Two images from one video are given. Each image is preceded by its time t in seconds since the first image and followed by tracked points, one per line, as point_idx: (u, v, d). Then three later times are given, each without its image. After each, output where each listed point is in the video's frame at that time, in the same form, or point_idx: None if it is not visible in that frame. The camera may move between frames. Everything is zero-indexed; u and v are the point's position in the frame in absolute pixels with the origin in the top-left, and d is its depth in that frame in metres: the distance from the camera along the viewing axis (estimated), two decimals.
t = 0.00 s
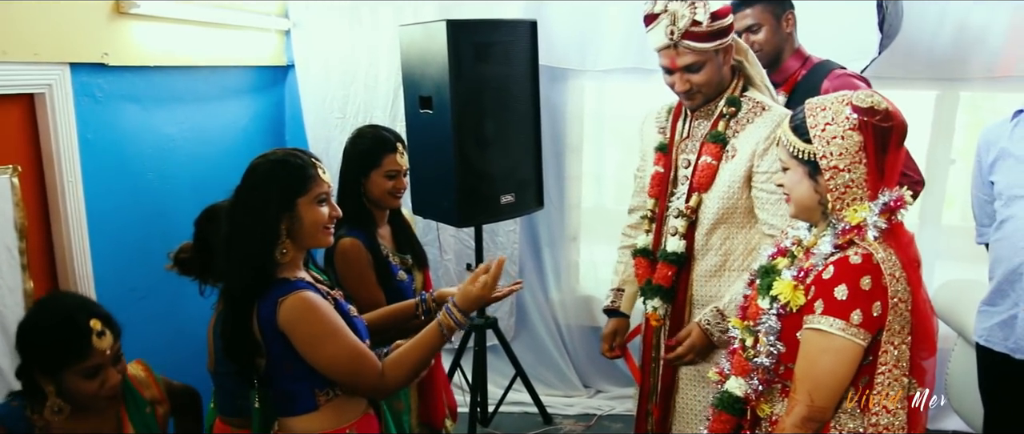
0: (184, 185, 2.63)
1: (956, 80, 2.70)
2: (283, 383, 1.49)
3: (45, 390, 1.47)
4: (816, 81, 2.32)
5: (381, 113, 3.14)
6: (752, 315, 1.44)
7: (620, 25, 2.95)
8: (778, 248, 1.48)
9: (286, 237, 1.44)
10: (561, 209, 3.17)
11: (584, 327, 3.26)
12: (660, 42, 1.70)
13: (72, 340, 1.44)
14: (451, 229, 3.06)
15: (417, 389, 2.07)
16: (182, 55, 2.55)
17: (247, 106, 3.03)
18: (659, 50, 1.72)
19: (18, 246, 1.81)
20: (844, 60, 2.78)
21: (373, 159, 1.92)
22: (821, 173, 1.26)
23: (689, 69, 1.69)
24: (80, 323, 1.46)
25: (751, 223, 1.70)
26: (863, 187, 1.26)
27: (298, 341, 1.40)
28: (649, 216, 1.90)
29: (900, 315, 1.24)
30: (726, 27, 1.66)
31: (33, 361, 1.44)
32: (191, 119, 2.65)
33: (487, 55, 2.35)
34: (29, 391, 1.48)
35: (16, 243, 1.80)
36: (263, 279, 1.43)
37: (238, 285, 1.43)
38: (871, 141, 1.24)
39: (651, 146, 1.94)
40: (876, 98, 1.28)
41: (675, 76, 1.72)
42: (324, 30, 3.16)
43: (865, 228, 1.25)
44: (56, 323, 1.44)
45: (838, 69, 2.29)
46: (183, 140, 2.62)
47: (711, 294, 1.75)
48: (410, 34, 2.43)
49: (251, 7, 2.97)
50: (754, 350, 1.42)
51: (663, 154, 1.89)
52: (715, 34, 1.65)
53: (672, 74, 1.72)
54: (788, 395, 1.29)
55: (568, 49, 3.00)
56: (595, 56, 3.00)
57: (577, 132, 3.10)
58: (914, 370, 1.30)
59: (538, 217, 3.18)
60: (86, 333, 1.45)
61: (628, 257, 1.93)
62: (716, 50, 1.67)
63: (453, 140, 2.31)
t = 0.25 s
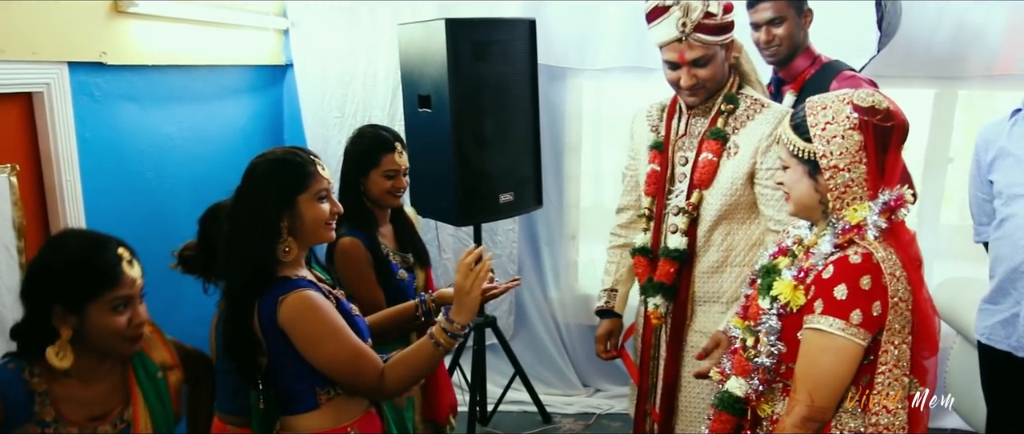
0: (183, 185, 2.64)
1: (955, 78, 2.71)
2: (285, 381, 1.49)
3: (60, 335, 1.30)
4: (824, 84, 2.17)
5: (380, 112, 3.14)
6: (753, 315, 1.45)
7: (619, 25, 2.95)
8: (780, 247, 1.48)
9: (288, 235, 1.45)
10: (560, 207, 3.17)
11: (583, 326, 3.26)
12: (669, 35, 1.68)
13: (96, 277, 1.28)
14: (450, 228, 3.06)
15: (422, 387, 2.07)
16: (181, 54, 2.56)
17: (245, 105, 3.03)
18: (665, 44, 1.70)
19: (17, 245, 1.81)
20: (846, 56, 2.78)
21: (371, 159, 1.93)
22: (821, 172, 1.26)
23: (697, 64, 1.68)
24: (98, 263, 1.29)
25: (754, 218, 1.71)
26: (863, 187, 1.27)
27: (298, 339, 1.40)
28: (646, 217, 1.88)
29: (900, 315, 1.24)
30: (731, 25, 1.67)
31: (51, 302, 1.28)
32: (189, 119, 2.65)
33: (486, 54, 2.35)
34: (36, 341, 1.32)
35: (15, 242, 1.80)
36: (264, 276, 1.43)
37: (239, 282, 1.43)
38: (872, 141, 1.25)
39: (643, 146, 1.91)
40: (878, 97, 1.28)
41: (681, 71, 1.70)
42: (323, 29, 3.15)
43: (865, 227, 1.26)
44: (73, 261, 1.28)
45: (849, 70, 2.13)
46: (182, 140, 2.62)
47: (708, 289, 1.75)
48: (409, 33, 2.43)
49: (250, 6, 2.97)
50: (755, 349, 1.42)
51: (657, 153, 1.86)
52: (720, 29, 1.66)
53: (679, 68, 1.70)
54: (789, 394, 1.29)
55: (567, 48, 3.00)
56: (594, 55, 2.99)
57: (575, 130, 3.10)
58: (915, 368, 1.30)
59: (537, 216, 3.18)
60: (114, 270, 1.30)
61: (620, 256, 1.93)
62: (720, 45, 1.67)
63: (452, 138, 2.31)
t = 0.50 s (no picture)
0: (180, 185, 2.64)
1: (951, 78, 2.71)
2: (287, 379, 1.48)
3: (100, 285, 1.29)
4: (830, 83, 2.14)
5: (377, 111, 3.14)
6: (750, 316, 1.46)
7: (616, 24, 2.95)
8: (778, 247, 1.49)
9: (285, 233, 1.45)
10: (558, 207, 3.17)
11: (581, 325, 3.26)
12: (670, 29, 1.68)
13: (139, 220, 1.28)
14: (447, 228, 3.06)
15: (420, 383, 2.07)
16: (176, 54, 2.56)
17: (243, 105, 3.03)
18: (666, 38, 1.70)
19: (14, 245, 1.81)
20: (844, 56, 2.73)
21: (367, 159, 1.92)
22: (818, 173, 1.27)
23: (698, 59, 1.68)
24: (139, 208, 1.29)
25: (756, 214, 1.73)
26: (860, 188, 1.27)
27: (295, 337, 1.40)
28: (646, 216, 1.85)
29: (897, 315, 1.24)
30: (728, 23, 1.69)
31: (91, 250, 1.26)
32: (186, 118, 2.66)
33: (483, 54, 2.35)
34: (70, 295, 1.29)
35: (12, 243, 1.80)
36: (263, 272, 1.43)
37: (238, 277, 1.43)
38: (869, 141, 1.25)
39: (635, 148, 1.89)
40: (876, 98, 1.28)
41: (681, 66, 1.69)
42: (320, 28, 3.16)
43: (862, 228, 1.26)
44: (115, 207, 1.27)
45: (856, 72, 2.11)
46: (179, 139, 2.62)
47: (711, 286, 1.75)
48: (407, 33, 2.43)
49: (247, 6, 2.97)
50: (753, 350, 1.43)
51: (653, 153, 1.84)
52: (718, 24, 1.66)
53: (678, 63, 1.70)
54: (786, 396, 1.29)
55: (564, 48, 3.00)
56: (591, 55, 2.99)
57: (572, 130, 3.10)
58: (911, 369, 1.31)
59: (534, 215, 3.18)
60: (154, 215, 1.30)
61: (614, 259, 1.91)
62: (717, 40, 1.67)
63: (449, 138, 2.31)
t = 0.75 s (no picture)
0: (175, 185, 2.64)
1: (946, 78, 2.72)
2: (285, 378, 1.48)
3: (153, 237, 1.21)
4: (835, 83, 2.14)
5: (373, 111, 3.14)
6: (748, 318, 1.47)
7: (612, 25, 2.96)
8: (775, 249, 1.51)
9: (280, 233, 1.45)
10: (554, 207, 3.17)
11: (577, 325, 3.27)
12: (685, 22, 1.69)
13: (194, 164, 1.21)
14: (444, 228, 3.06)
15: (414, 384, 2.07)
16: (172, 54, 2.55)
17: (239, 105, 3.03)
18: (678, 31, 1.70)
19: (11, 247, 1.81)
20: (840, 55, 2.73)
21: (359, 159, 1.92)
22: (816, 177, 1.27)
23: (709, 53, 1.69)
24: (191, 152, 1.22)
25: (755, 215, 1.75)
26: (857, 191, 1.28)
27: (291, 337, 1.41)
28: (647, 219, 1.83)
29: (894, 318, 1.25)
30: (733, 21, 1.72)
31: (145, 200, 1.18)
32: (183, 118, 2.65)
33: (479, 54, 2.36)
34: (120, 248, 1.20)
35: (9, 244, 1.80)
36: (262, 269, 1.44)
37: (238, 273, 1.45)
38: (866, 145, 1.25)
39: (630, 151, 1.88)
40: (873, 102, 1.28)
41: (693, 59, 1.69)
42: (316, 29, 3.16)
43: (859, 231, 1.27)
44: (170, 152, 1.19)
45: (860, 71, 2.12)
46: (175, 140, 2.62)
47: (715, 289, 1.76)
48: (403, 33, 2.44)
49: (243, 7, 2.97)
50: (751, 353, 1.44)
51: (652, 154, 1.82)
52: (723, 20, 1.70)
53: (691, 57, 1.70)
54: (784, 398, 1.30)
55: (560, 48, 3.00)
56: (587, 55, 3.00)
57: (569, 130, 3.11)
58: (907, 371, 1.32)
59: (530, 216, 3.18)
60: (204, 162, 1.23)
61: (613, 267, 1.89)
62: (724, 34, 1.70)
63: (445, 137, 2.31)
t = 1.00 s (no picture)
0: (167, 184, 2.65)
1: (939, 78, 2.74)
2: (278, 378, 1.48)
3: (211, 205, 1.18)
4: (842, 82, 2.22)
5: (368, 111, 3.14)
6: (745, 316, 1.47)
7: (606, 25, 2.97)
8: (772, 247, 1.52)
9: (274, 231, 1.46)
10: (548, 206, 3.18)
11: (572, 325, 3.27)
12: (707, 9, 1.69)
13: (249, 129, 1.20)
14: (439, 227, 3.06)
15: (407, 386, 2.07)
16: (168, 54, 2.58)
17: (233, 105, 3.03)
18: (698, 20, 1.70)
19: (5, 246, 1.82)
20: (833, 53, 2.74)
21: (354, 157, 1.94)
22: (815, 175, 1.28)
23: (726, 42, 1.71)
24: (242, 121, 1.20)
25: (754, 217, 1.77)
26: (857, 191, 1.28)
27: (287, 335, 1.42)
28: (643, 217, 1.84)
29: (893, 318, 1.25)
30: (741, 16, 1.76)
31: (205, 166, 1.15)
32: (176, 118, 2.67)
33: (474, 54, 2.36)
34: (178, 217, 1.18)
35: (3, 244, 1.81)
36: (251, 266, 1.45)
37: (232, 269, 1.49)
38: (866, 144, 1.25)
39: (627, 148, 1.89)
40: (873, 101, 1.28)
41: (712, 48, 1.70)
42: (310, 28, 3.16)
43: (858, 230, 1.27)
44: (222, 120, 1.18)
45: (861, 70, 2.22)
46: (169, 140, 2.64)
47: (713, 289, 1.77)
48: (398, 33, 2.44)
49: (237, 6, 2.97)
50: (747, 351, 1.45)
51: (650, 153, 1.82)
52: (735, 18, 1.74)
53: (710, 45, 1.70)
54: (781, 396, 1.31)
55: (554, 48, 3.01)
56: (581, 55, 3.01)
57: (563, 130, 3.11)
58: (906, 371, 1.31)
59: (524, 215, 3.18)
60: (255, 126, 1.22)
61: (608, 266, 1.90)
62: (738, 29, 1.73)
63: (440, 137, 2.31)
